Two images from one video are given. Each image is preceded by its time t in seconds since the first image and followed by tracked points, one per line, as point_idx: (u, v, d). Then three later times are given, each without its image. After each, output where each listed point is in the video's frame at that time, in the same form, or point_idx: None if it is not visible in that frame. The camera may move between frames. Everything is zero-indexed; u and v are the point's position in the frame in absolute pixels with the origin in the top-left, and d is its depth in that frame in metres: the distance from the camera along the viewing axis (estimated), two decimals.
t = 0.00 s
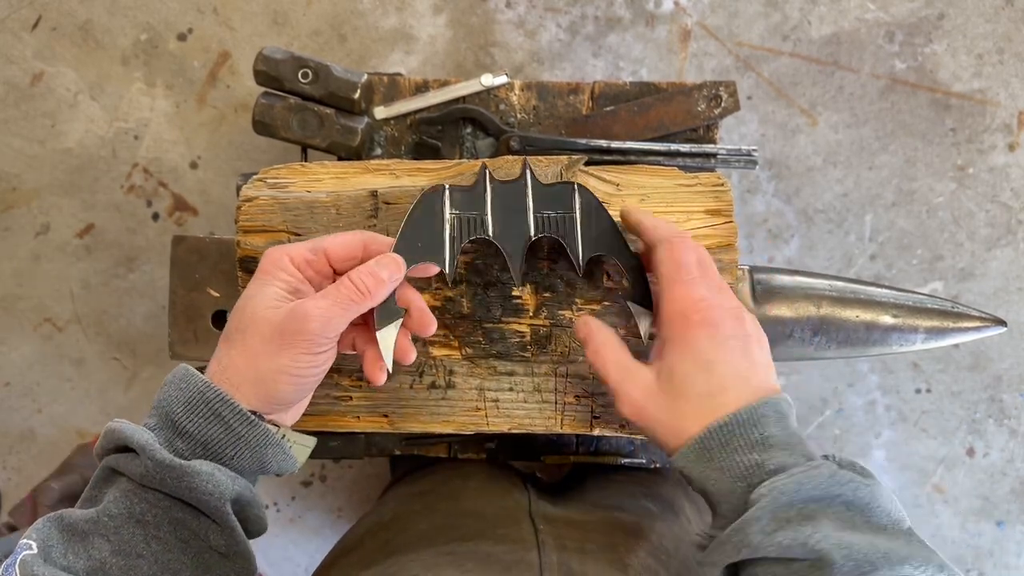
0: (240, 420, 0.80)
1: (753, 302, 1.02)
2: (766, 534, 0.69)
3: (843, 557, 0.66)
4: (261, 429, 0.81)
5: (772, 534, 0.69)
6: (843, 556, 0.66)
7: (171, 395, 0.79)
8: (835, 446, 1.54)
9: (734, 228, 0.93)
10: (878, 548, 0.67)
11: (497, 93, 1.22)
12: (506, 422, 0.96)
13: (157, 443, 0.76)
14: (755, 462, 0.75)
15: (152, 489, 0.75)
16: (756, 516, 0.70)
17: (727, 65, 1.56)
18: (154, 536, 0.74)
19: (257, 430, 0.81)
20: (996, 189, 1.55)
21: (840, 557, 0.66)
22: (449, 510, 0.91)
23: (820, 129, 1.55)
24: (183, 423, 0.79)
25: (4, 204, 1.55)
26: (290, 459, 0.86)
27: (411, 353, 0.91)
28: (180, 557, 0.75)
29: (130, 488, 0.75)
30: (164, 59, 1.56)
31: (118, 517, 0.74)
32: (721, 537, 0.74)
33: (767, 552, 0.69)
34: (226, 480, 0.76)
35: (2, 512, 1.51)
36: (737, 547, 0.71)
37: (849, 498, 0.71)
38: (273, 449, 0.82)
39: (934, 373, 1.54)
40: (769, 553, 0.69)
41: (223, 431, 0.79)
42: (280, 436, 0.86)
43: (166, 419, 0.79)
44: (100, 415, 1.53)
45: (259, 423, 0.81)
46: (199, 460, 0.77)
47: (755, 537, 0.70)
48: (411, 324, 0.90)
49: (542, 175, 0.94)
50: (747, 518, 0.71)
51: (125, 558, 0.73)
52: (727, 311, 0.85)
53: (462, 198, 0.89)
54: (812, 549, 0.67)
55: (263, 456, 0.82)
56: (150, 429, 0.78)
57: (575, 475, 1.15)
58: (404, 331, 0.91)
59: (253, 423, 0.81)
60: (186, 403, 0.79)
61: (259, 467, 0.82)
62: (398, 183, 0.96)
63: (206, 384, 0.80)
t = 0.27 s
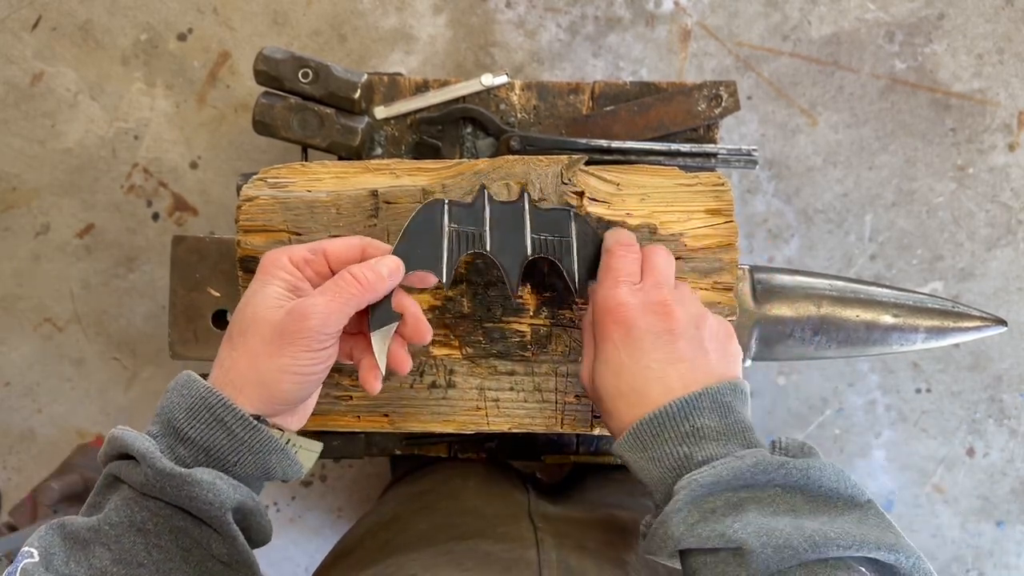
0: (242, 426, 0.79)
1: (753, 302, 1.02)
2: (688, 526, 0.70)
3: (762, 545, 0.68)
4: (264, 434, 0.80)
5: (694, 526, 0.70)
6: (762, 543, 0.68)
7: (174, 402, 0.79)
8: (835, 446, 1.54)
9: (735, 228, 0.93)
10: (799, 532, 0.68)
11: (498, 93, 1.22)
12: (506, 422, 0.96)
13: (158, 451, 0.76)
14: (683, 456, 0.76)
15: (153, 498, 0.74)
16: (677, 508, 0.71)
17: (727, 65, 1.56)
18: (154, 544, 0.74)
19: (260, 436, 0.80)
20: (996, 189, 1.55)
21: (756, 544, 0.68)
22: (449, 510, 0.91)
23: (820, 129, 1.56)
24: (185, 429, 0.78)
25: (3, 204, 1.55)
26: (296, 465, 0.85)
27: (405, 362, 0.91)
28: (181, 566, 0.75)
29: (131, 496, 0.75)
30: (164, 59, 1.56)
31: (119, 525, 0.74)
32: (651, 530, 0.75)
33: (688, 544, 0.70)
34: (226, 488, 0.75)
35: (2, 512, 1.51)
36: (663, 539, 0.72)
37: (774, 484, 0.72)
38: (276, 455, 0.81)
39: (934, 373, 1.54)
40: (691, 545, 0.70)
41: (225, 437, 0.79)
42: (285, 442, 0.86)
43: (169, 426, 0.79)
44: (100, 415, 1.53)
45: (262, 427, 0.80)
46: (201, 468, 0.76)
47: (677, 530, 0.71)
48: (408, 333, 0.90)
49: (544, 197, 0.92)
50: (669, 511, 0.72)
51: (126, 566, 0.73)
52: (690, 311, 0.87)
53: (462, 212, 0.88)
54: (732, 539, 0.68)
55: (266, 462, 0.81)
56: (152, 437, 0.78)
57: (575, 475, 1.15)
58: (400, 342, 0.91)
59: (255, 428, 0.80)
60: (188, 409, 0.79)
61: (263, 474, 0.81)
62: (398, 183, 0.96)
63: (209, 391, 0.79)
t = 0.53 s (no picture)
0: (258, 446, 0.80)
1: (753, 302, 1.02)
2: (671, 553, 0.70)
3: (748, 567, 0.68)
4: (278, 452, 0.82)
5: (679, 550, 0.70)
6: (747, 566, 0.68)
7: (185, 422, 0.79)
8: (835, 446, 1.54)
9: (734, 228, 0.93)
10: (782, 553, 0.69)
11: (497, 93, 1.22)
12: (506, 423, 0.95)
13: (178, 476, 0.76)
14: (662, 479, 0.77)
15: (173, 521, 0.75)
16: (660, 535, 0.71)
17: (727, 65, 1.56)
18: (169, 564, 0.74)
19: (274, 453, 0.82)
20: (996, 189, 1.55)
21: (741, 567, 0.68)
22: (447, 510, 0.91)
23: (820, 129, 1.55)
24: (201, 450, 0.78)
25: (4, 203, 1.55)
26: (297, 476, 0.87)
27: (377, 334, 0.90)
28: None
29: (145, 517, 0.75)
30: (164, 59, 1.56)
31: (133, 546, 0.74)
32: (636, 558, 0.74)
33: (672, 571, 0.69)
34: (250, 509, 0.77)
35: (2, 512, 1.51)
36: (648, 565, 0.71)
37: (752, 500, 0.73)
38: (286, 467, 0.84)
39: (934, 373, 1.54)
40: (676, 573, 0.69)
41: (242, 458, 0.80)
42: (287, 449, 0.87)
43: (180, 446, 0.78)
44: (100, 415, 1.53)
45: (275, 442, 0.82)
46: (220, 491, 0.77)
47: (660, 557, 0.70)
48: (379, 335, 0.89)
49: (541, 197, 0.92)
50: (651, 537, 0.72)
51: None
52: (641, 333, 0.86)
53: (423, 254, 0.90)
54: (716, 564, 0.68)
55: (276, 476, 0.83)
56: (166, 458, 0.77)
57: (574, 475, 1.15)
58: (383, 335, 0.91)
59: (271, 446, 0.81)
60: (204, 431, 0.79)
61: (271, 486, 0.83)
62: (398, 183, 0.96)
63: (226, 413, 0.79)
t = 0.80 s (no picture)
0: (265, 443, 0.80)
1: (753, 302, 1.02)
2: (691, 536, 0.66)
3: (772, 550, 0.64)
4: (286, 452, 0.82)
5: (699, 533, 0.66)
6: (771, 551, 0.64)
7: (195, 417, 0.79)
8: (835, 446, 1.54)
9: (735, 227, 0.93)
10: (802, 534, 0.66)
11: (498, 93, 1.22)
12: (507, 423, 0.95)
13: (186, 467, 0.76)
14: (667, 468, 0.73)
15: (180, 511, 0.75)
16: (677, 518, 0.67)
17: (727, 65, 1.56)
18: (177, 556, 0.74)
19: (281, 453, 0.81)
20: (996, 189, 1.55)
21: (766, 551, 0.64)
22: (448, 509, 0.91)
23: (820, 129, 1.55)
24: (209, 445, 0.79)
25: (4, 204, 1.55)
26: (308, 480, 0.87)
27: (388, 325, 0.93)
28: None
29: (155, 508, 0.75)
30: (164, 59, 1.56)
31: (143, 537, 0.74)
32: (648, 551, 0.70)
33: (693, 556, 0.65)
34: (254, 503, 0.77)
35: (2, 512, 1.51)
36: (666, 554, 0.66)
37: (760, 484, 0.70)
38: (296, 470, 0.83)
39: (934, 373, 1.54)
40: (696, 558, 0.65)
41: (249, 455, 0.80)
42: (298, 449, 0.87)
43: (190, 441, 0.79)
44: (100, 415, 1.53)
45: (281, 443, 0.82)
46: (226, 483, 0.77)
47: (679, 541, 0.66)
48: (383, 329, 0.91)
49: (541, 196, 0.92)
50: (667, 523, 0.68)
51: None
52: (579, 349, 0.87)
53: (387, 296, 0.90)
54: (739, 548, 0.65)
55: (285, 478, 0.82)
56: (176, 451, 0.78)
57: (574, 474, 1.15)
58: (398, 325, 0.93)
59: (278, 446, 0.81)
60: (212, 426, 0.79)
61: (281, 489, 0.83)
62: (398, 183, 0.96)
63: (233, 409, 0.80)
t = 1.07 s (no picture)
0: (268, 437, 0.81)
1: (753, 302, 1.03)
2: (709, 534, 0.66)
3: (786, 547, 0.64)
4: (289, 446, 0.82)
5: (714, 531, 0.66)
6: (786, 548, 0.64)
7: (200, 410, 0.80)
8: (835, 446, 1.54)
9: (734, 228, 0.93)
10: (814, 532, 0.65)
11: (498, 93, 1.22)
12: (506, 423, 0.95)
13: (189, 459, 0.77)
14: (678, 472, 0.74)
15: (181, 503, 0.76)
16: (696, 517, 0.68)
17: (727, 65, 1.56)
18: (179, 548, 0.75)
19: (284, 446, 0.82)
20: (996, 189, 1.55)
21: (783, 550, 0.64)
22: (446, 509, 0.91)
23: (820, 129, 1.55)
24: (212, 437, 0.80)
25: (3, 204, 1.55)
26: (312, 474, 0.87)
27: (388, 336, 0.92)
28: (203, 570, 0.76)
29: (158, 499, 0.76)
30: (164, 60, 1.56)
31: (145, 528, 0.75)
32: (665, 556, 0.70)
33: (712, 554, 0.66)
34: (254, 495, 0.77)
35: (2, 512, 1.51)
36: (683, 554, 0.67)
37: (768, 487, 0.71)
38: (298, 464, 0.83)
39: (934, 373, 1.54)
40: (715, 556, 0.66)
41: (251, 447, 0.80)
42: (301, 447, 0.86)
43: (194, 433, 0.80)
44: (100, 415, 1.53)
45: (285, 438, 0.82)
46: (228, 476, 0.78)
47: (698, 539, 0.67)
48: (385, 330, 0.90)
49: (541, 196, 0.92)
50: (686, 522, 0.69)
51: (151, 569, 0.73)
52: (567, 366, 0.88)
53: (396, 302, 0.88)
54: (756, 546, 0.65)
55: (288, 471, 0.83)
56: (179, 442, 0.79)
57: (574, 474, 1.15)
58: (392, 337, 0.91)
59: (280, 439, 0.82)
60: (216, 418, 0.80)
61: (283, 482, 0.83)
62: (398, 183, 0.96)
63: (236, 402, 0.80)
